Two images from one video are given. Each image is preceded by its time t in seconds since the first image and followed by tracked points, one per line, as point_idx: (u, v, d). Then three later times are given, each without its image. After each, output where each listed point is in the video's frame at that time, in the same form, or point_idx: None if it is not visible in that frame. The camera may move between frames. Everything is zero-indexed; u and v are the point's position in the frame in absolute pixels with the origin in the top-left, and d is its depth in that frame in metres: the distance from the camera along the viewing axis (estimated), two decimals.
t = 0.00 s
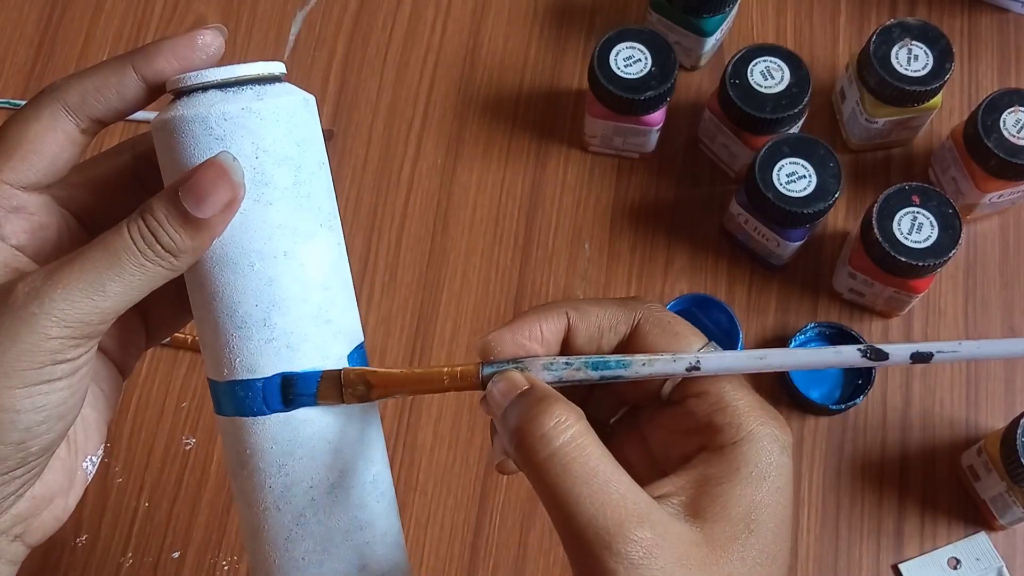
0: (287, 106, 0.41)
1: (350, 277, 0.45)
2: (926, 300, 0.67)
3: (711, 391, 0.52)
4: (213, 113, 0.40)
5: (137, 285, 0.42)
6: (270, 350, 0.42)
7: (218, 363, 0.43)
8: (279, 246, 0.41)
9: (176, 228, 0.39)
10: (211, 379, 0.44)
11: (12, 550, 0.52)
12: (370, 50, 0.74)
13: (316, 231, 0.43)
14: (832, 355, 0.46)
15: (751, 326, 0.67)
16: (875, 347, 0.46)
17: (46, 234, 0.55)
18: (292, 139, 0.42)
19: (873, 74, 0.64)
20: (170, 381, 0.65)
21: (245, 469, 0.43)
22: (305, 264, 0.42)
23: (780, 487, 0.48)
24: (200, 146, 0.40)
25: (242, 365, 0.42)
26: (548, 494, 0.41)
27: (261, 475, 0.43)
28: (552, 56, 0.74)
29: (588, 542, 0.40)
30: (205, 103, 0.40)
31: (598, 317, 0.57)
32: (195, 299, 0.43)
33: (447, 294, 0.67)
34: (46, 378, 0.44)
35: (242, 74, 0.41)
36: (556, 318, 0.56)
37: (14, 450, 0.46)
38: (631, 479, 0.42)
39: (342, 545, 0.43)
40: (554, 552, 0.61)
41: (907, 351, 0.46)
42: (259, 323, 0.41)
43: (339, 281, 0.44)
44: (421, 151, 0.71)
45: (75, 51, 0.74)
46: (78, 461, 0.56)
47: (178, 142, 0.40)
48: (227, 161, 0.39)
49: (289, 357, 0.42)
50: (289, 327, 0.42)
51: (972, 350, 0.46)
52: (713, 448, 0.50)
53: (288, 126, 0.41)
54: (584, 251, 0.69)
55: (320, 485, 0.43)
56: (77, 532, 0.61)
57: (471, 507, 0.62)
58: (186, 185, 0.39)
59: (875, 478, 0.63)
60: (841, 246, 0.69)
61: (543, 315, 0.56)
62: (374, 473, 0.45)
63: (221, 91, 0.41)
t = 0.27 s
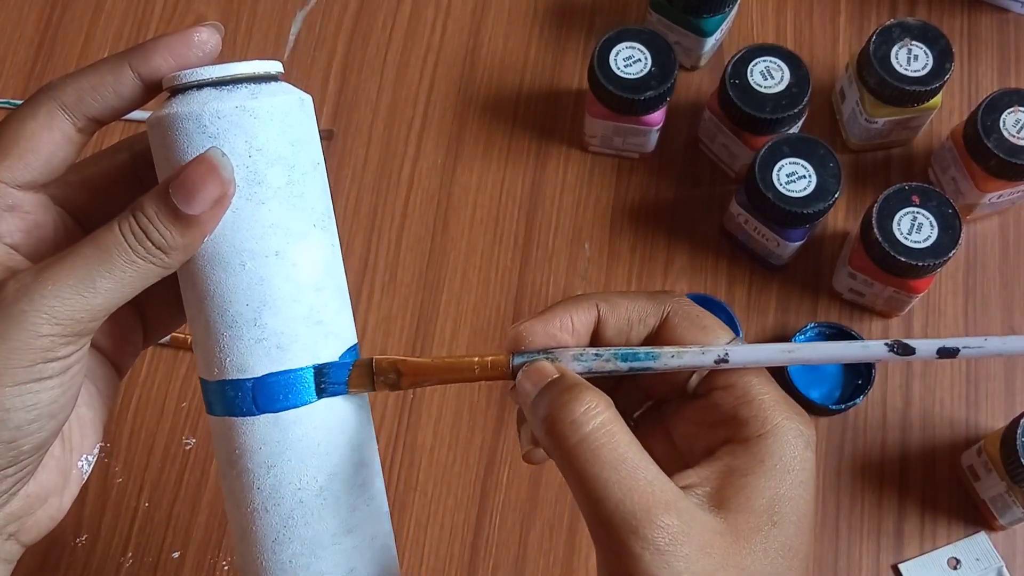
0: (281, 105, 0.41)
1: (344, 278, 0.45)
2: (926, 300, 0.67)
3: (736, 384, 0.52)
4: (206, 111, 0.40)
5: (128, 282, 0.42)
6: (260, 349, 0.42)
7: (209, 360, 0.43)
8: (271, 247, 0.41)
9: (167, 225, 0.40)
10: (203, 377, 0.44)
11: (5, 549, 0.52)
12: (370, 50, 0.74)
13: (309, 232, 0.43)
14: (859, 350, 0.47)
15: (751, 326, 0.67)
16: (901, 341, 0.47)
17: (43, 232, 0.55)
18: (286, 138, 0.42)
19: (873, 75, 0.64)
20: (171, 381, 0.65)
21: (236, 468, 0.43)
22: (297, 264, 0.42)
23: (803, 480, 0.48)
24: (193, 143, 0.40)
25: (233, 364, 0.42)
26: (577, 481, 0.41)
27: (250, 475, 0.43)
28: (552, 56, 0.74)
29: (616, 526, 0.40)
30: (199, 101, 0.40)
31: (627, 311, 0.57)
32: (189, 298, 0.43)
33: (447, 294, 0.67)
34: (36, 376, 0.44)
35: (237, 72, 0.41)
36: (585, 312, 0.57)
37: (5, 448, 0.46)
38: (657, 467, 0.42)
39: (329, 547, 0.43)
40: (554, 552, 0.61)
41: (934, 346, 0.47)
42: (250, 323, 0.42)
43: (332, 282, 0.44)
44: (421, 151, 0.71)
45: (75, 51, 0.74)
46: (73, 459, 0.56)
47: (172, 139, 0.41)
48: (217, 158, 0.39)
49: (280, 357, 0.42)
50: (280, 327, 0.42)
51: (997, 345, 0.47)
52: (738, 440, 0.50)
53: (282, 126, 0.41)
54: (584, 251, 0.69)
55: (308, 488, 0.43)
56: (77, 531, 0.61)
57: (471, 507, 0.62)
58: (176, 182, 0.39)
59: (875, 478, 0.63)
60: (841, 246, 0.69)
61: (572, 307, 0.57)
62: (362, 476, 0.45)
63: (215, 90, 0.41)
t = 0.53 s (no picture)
0: (279, 106, 0.41)
1: (341, 278, 0.45)
2: (926, 300, 0.67)
3: (752, 377, 0.52)
4: (202, 112, 0.40)
5: (124, 283, 0.42)
6: (256, 350, 0.42)
7: (206, 360, 0.43)
8: (268, 248, 0.41)
9: (161, 225, 0.40)
10: (201, 378, 0.44)
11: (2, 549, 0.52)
12: (370, 50, 0.74)
13: (306, 233, 0.43)
14: (874, 344, 0.48)
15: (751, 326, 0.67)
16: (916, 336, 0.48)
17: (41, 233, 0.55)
18: (284, 138, 0.41)
19: (873, 74, 0.64)
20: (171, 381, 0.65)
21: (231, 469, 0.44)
22: (293, 266, 0.42)
23: (815, 474, 0.48)
24: (189, 145, 0.40)
25: (229, 365, 0.42)
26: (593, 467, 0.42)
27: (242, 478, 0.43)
28: (552, 56, 0.74)
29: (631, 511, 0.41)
30: (196, 102, 0.40)
31: (647, 305, 0.57)
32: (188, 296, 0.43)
33: (447, 294, 0.67)
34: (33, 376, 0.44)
35: (234, 73, 0.41)
36: (604, 305, 0.57)
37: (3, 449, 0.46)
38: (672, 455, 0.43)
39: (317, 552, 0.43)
40: (554, 552, 0.61)
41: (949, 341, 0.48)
42: (246, 325, 0.42)
43: (329, 283, 0.44)
44: (421, 151, 0.71)
45: (75, 50, 0.74)
46: (72, 460, 0.56)
47: (168, 140, 0.41)
48: (212, 158, 0.39)
49: (275, 358, 0.42)
50: (275, 329, 0.42)
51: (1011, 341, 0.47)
52: (752, 432, 0.50)
53: (280, 126, 0.41)
54: (584, 251, 0.69)
55: (303, 490, 0.43)
56: (77, 531, 0.61)
57: (472, 507, 0.62)
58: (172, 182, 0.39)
59: (875, 479, 0.63)
60: (841, 245, 0.69)
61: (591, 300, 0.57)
62: (359, 478, 0.45)
63: (213, 90, 0.41)
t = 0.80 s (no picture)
0: (281, 106, 0.41)
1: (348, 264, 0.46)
2: (925, 300, 0.67)
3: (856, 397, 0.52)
4: (207, 120, 0.40)
5: (140, 286, 0.42)
6: (284, 346, 0.42)
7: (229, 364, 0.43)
8: (289, 244, 0.41)
9: (188, 227, 0.40)
10: (224, 379, 0.43)
11: (23, 551, 0.53)
12: (370, 50, 0.74)
13: (319, 224, 0.43)
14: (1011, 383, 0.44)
15: (751, 326, 0.67)
16: None
17: (38, 237, 0.55)
18: (289, 137, 0.42)
19: (873, 75, 0.64)
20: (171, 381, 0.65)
21: (264, 465, 0.44)
22: (314, 259, 0.42)
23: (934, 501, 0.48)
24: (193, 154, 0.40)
25: (257, 362, 0.42)
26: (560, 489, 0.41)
27: (277, 471, 0.44)
28: (552, 57, 0.74)
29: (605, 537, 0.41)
30: (196, 110, 0.40)
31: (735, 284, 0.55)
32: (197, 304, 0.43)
33: (447, 295, 0.67)
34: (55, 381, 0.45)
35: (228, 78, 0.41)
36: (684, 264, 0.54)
37: (27, 453, 0.47)
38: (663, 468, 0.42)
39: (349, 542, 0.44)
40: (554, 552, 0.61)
41: None
42: (272, 323, 0.41)
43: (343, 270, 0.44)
44: (421, 151, 0.71)
45: (75, 50, 0.74)
46: (84, 460, 0.57)
47: (168, 151, 0.40)
48: (238, 163, 0.39)
49: (301, 353, 0.42)
50: (301, 323, 0.42)
51: None
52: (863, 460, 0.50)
53: (281, 127, 0.41)
54: (584, 251, 0.69)
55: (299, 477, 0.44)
56: (78, 531, 0.61)
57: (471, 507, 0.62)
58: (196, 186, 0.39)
59: (874, 479, 0.63)
60: (841, 245, 0.69)
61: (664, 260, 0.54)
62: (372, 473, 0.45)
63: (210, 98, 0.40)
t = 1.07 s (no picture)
0: (288, 116, 0.43)
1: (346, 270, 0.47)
2: (925, 300, 0.67)
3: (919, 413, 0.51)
4: (222, 127, 0.40)
5: (174, 289, 0.41)
6: (311, 341, 0.43)
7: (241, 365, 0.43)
8: (303, 245, 0.43)
9: (220, 230, 0.39)
10: (232, 383, 0.43)
11: (56, 560, 0.51)
12: (371, 51, 0.74)
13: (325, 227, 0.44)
14: None
15: (750, 327, 0.67)
16: None
17: (37, 249, 0.55)
18: (297, 145, 0.43)
19: (873, 75, 0.64)
20: (172, 381, 0.65)
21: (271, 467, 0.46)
22: (329, 254, 0.44)
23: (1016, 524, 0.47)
24: (207, 159, 0.40)
25: (285, 361, 0.43)
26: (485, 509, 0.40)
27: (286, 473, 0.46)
28: (552, 57, 0.75)
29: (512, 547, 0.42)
30: (208, 118, 0.40)
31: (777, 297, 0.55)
32: (216, 312, 0.42)
33: (447, 295, 0.67)
34: (91, 388, 0.43)
35: (232, 87, 0.41)
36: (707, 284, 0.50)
37: (71, 459, 0.46)
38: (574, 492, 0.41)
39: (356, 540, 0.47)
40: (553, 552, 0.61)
41: None
42: (292, 322, 0.42)
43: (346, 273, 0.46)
44: (422, 151, 0.71)
45: (76, 51, 0.74)
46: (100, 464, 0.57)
47: (178, 160, 0.40)
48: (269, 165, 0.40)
49: (315, 351, 0.43)
50: (325, 318, 0.43)
51: None
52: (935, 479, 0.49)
53: (290, 130, 0.43)
54: (584, 252, 0.69)
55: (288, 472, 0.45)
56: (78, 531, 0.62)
57: (471, 507, 0.62)
58: (225, 189, 0.39)
59: (874, 478, 0.63)
60: (841, 246, 0.69)
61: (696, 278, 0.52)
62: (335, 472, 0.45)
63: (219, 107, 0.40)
